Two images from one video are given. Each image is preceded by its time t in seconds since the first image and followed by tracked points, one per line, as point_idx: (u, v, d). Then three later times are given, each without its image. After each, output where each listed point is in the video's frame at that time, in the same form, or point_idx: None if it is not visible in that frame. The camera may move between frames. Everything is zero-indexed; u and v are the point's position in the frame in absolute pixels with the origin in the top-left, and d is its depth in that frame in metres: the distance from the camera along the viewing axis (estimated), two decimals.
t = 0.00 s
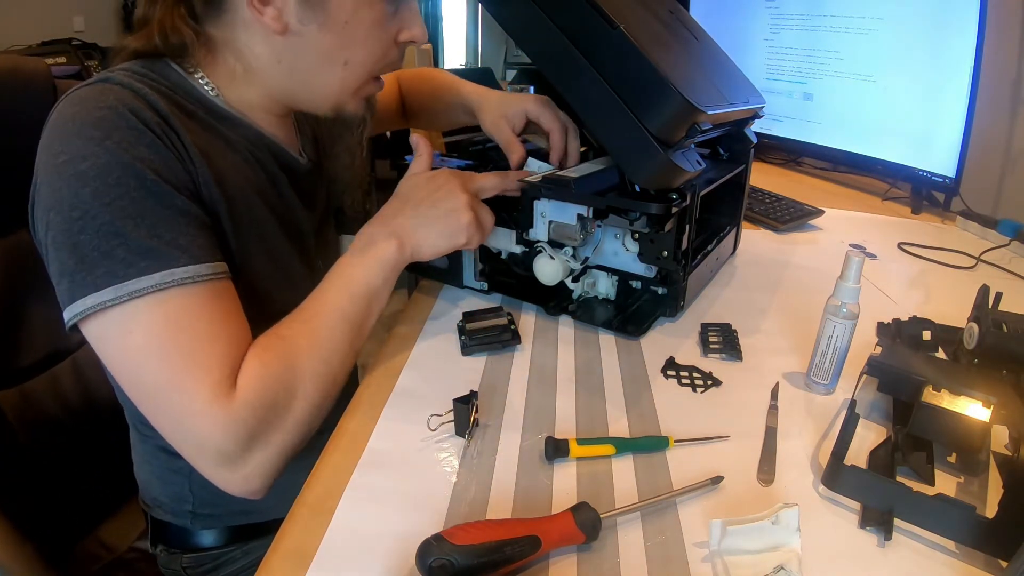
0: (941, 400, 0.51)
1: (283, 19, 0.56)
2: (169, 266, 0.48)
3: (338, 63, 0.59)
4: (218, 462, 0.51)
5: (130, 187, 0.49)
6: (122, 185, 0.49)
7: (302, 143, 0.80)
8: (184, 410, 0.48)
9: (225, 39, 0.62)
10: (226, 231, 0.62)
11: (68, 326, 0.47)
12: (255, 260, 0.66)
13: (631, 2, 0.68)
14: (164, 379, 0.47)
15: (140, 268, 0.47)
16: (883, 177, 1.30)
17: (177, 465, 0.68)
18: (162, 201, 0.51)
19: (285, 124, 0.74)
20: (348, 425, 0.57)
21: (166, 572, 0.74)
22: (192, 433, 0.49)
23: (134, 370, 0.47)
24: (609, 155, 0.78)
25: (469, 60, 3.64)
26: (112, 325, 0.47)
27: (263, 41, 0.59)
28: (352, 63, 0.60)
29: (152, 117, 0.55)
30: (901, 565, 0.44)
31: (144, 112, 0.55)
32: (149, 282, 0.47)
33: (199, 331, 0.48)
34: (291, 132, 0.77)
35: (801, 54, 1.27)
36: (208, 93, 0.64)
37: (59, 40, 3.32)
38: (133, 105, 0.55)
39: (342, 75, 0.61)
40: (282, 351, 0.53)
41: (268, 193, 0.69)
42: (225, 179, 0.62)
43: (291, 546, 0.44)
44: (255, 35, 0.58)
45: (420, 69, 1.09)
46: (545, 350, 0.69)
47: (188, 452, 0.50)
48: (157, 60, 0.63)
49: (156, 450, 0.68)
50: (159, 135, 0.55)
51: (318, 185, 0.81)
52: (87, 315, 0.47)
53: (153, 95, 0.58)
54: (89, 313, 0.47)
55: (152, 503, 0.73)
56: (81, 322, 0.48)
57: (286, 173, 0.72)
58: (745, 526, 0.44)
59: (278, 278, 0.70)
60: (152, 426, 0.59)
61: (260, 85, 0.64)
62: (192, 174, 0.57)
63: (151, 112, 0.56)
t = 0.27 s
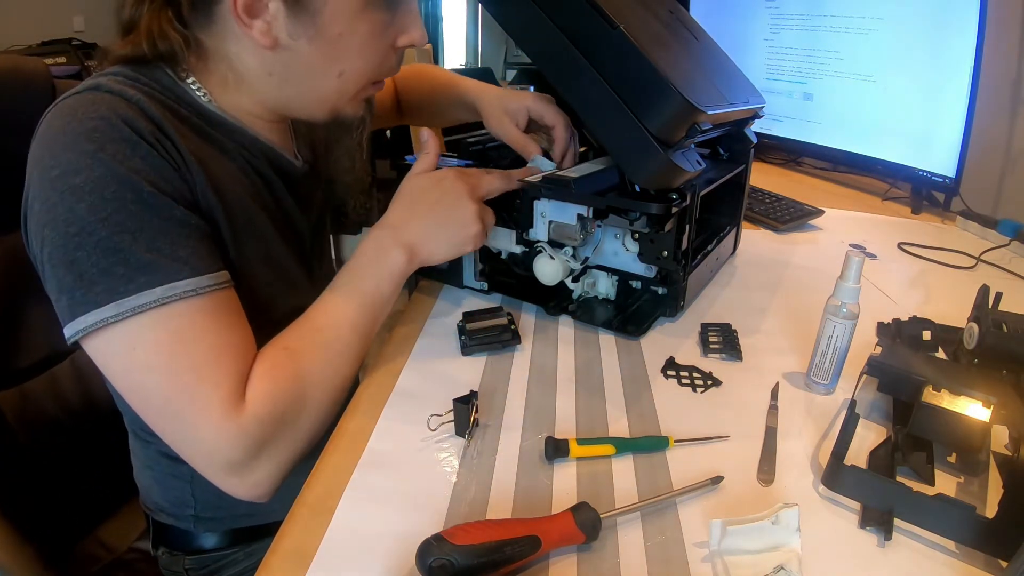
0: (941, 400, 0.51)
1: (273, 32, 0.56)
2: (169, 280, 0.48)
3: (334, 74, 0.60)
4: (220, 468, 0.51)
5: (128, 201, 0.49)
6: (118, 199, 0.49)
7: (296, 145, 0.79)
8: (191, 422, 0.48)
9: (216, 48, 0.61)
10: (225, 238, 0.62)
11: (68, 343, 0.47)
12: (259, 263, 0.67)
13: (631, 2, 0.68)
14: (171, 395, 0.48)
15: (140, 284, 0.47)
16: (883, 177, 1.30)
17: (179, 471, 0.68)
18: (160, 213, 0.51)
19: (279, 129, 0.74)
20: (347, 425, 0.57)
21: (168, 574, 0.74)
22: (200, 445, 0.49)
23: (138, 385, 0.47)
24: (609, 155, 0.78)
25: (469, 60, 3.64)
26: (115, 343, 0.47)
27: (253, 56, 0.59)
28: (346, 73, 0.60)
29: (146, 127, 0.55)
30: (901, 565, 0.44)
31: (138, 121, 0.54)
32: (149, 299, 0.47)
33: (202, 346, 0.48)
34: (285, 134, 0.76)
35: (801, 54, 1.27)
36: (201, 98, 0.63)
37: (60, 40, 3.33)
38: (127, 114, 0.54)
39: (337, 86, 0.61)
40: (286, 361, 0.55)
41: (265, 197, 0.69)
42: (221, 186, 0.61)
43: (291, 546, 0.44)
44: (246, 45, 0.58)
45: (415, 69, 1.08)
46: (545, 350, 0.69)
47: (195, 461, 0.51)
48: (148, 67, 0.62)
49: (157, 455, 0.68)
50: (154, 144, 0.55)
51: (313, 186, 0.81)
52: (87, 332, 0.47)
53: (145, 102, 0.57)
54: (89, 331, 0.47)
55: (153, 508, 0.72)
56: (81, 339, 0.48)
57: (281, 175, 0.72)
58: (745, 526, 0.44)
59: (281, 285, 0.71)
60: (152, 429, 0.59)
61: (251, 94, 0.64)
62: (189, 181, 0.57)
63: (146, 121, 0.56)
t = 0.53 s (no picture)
0: (941, 400, 0.51)
1: (265, 37, 0.56)
2: (164, 281, 0.48)
3: (328, 75, 0.60)
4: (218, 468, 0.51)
5: (122, 204, 0.49)
6: (112, 201, 0.49)
7: (293, 147, 0.79)
8: (187, 425, 0.49)
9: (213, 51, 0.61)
10: (221, 239, 0.62)
11: (63, 345, 0.47)
12: (256, 263, 0.67)
13: (630, 2, 0.68)
14: (168, 397, 0.48)
15: (135, 286, 0.47)
16: (883, 177, 1.30)
17: (179, 472, 0.68)
18: (154, 215, 0.51)
19: (275, 130, 0.74)
20: (347, 425, 0.57)
21: None
22: (197, 447, 0.49)
23: (134, 387, 0.48)
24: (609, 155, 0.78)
25: (469, 60, 3.64)
26: (110, 346, 0.47)
27: (249, 60, 0.59)
28: (340, 75, 0.60)
29: (140, 128, 0.55)
30: (901, 565, 0.44)
31: (132, 123, 0.54)
32: (144, 300, 0.47)
33: (197, 350, 0.48)
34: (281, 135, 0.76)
35: (800, 53, 1.27)
36: (196, 98, 0.63)
37: (60, 40, 3.34)
38: (121, 115, 0.54)
39: (331, 86, 0.61)
40: (286, 367, 0.55)
41: (261, 198, 0.69)
42: (217, 187, 0.61)
43: (291, 546, 0.44)
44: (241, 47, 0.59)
45: (412, 71, 1.08)
46: (545, 350, 0.69)
47: (191, 463, 0.51)
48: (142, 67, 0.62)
49: (157, 458, 0.68)
50: (148, 146, 0.55)
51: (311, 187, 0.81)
52: (82, 335, 0.47)
53: (140, 103, 0.57)
54: (84, 333, 0.47)
55: (153, 510, 0.72)
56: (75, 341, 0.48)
57: (278, 176, 0.72)
58: (745, 526, 0.44)
59: (278, 286, 0.71)
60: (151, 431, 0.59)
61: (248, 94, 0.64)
62: (184, 183, 0.57)
63: (141, 122, 0.56)
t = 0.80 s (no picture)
0: (941, 400, 0.51)
1: (259, 43, 0.56)
2: (166, 284, 0.48)
3: (323, 79, 0.60)
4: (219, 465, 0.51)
5: (123, 206, 0.49)
6: (114, 204, 0.49)
7: (294, 147, 0.79)
8: (187, 426, 0.49)
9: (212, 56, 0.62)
10: (222, 241, 0.62)
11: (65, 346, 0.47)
12: (257, 265, 0.67)
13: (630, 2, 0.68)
14: (169, 397, 0.48)
15: (137, 288, 0.47)
16: (883, 177, 1.30)
17: (179, 471, 0.68)
18: (156, 217, 0.51)
19: (275, 131, 0.74)
20: (347, 425, 0.57)
21: None
22: (197, 448, 0.49)
23: (136, 388, 0.48)
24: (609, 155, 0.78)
25: (469, 60, 3.64)
26: (111, 347, 0.47)
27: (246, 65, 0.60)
28: (336, 79, 0.60)
29: (142, 130, 0.55)
30: (901, 566, 0.44)
31: (133, 125, 0.54)
32: (145, 302, 0.47)
33: (198, 351, 0.48)
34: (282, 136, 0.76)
35: (801, 54, 1.27)
36: (196, 100, 0.63)
37: (60, 40, 3.35)
38: (122, 118, 0.54)
39: (331, 86, 0.61)
40: (287, 369, 0.56)
41: (262, 199, 0.69)
42: (218, 188, 0.61)
43: (291, 546, 0.44)
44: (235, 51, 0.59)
45: (412, 71, 1.08)
46: (545, 350, 0.69)
47: (191, 463, 0.51)
48: (141, 68, 0.62)
49: (157, 456, 0.68)
50: (149, 148, 0.55)
51: (311, 188, 0.81)
52: (83, 336, 0.47)
53: (141, 105, 0.57)
54: (85, 335, 0.47)
55: (154, 509, 0.72)
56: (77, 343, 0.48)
57: (278, 177, 0.72)
58: (745, 526, 0.44)
59: (279, 287, 0.71)
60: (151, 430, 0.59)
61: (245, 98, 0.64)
62: (185, 185, 0.57)
63: (142, 124, 0.56)
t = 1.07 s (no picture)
0: (941, 400, 0.51)
1: (255, 50, 0.56)
2: (168, 280, 0.48)
3: (320, 84, 0.60)
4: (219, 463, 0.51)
5: (125, 203, 0.49)
6: (116, 201, 0.49)
7: (293, 147, 0.79)
8: (189, 422, 0.49)
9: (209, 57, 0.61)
10: (224, 240, 0.62)
11: (68, 343, 0.47)
12: (258, 263, 0.67)
13: (630, 2, 0.68)
14: (171, 395, 0.48)
15: (139, 284, 0.47)
16: (883, 177, 1.30)
17: (179, 471, 0.68)
18: (158, 213, 0.50)
19: (275, 131, 0.74)
20: (347, 425, 0.57)
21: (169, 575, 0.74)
22: (198, 445, 0.50)
23: (138, 385, 0.48)
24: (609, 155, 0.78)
25: (469, 60, 3.64)
26: (113, 343, 0.47)
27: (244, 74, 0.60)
28: (332, 84, 0.61)
29: (143, 128, 0.55)
30: (901, 566, 0.44)
31: (134, 123, 0.54)
32: (147, 298, 0.47)
33: (199, 348, 0.48)
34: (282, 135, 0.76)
35: (801, 53, 1.27)
36: (196, 99, 0.63)
37: (60, 40, 3.35)
38: (124, 116, 0.54)
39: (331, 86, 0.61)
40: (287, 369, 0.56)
41: (263, 198, 0.69)
42: (219, 186, 0.61)
43: (290, 546, 0.44)
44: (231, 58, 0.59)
45: (414, 68, 1.08)
46: (545, 350, 0.69)
47: (193, 461, 0.51)
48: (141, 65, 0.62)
49: (157, 455, 0.68)
50: (151, 146, 0.55)
51: (311, 187, 0.81)
52: (86, 333, 0.47)
53: (142, 104, 0.57)
54: (88, 331, 0.47)
55: (154, 508, 0.72)
56: (79, 340, 0.48)
57: (279, 176, 0.72)
58: (745, 526, 0.44)
59: (280, 286, 0.71)
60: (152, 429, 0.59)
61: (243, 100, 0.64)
62: (188, 183, 0.57)
63: (143, 122, 0.56)
